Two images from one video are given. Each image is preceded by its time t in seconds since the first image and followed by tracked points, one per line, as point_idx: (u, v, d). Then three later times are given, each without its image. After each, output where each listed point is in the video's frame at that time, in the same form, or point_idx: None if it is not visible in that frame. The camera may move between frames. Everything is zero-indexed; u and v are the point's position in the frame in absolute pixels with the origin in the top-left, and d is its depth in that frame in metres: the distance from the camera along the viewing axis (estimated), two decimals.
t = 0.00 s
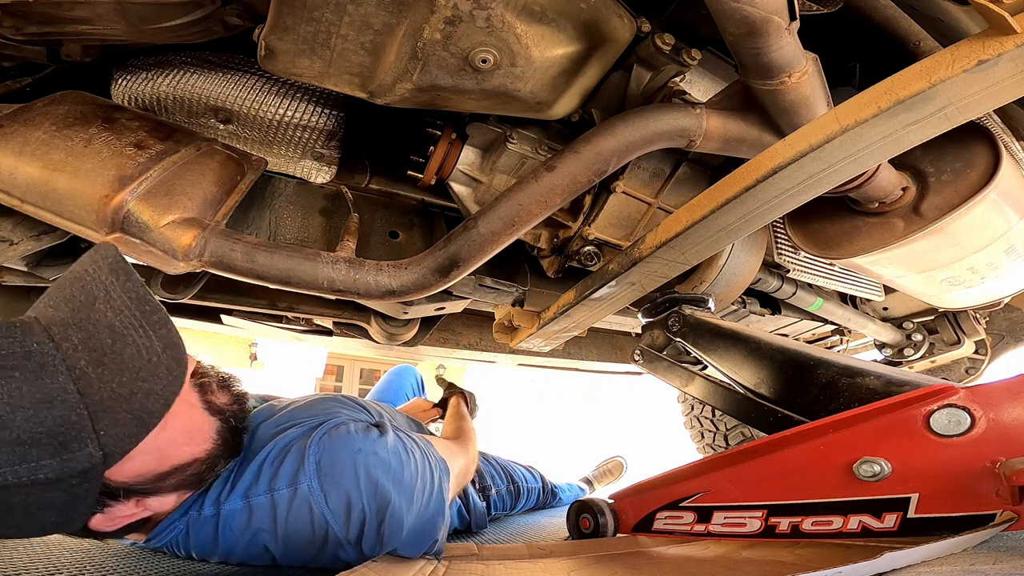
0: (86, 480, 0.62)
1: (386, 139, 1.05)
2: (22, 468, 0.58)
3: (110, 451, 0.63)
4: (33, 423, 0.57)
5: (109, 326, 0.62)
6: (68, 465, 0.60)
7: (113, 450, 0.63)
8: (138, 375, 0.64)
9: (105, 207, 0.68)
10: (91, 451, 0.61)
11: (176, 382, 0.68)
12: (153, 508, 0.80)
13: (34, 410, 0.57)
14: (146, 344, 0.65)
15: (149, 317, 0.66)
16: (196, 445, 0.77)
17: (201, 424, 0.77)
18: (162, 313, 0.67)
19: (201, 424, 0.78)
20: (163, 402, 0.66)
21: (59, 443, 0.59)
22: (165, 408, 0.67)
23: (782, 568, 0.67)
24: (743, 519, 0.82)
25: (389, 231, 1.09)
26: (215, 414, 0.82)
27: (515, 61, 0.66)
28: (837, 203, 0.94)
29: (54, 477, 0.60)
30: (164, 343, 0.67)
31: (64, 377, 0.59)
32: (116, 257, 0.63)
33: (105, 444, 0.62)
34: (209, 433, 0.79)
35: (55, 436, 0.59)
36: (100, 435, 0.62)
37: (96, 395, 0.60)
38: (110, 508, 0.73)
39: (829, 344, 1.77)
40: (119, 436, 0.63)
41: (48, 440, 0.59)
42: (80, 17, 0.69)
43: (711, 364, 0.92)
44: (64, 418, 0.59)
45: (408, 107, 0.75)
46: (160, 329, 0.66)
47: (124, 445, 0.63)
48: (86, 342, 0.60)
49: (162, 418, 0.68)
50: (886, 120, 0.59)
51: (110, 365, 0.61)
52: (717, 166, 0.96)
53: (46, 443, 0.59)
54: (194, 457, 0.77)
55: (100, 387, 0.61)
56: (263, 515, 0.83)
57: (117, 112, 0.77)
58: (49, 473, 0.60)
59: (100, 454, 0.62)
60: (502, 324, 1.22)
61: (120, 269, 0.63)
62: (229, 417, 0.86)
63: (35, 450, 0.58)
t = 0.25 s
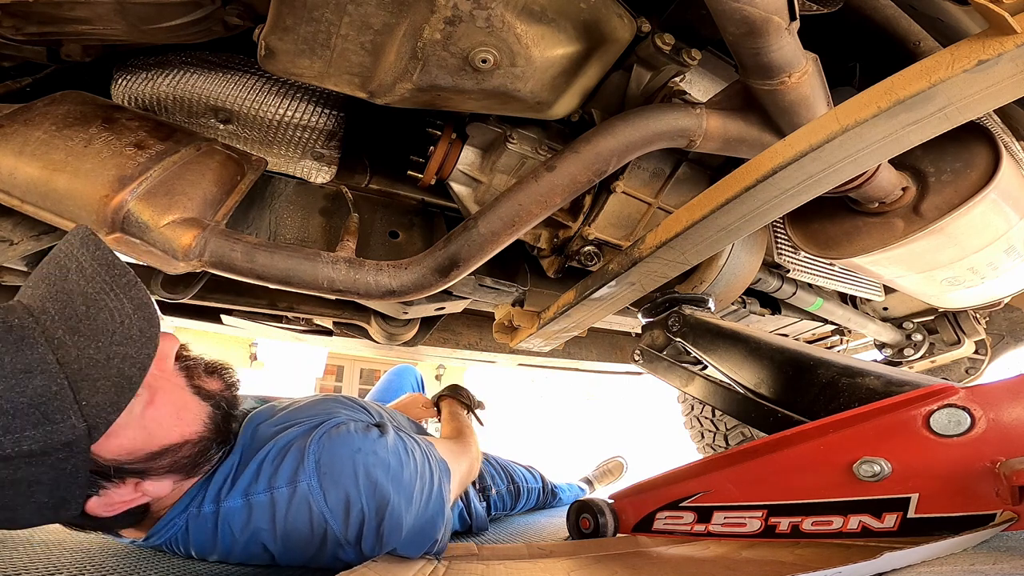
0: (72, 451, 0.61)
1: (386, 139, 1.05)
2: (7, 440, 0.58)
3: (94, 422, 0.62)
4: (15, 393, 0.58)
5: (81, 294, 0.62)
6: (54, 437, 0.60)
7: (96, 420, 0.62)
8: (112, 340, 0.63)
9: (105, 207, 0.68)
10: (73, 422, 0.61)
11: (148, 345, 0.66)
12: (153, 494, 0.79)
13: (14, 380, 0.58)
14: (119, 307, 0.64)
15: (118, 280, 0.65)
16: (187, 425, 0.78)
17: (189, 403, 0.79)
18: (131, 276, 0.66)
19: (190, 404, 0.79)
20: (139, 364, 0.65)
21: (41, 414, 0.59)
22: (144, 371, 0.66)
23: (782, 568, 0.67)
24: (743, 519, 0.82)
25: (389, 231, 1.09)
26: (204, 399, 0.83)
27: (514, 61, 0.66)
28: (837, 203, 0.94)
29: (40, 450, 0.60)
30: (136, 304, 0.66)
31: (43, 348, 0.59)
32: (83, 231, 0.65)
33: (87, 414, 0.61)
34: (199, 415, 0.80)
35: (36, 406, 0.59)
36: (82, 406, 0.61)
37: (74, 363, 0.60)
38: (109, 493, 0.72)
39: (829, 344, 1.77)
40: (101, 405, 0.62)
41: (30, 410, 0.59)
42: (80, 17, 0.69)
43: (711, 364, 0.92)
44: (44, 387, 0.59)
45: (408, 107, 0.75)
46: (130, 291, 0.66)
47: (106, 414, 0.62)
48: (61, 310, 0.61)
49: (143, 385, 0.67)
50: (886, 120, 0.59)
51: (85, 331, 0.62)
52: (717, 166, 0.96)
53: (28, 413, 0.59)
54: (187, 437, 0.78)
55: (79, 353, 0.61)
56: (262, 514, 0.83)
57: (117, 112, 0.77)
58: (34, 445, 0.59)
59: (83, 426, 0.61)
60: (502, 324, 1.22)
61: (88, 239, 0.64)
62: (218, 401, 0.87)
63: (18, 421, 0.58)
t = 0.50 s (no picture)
0: (77, 448, 0.61)
1: (387, 139, 1.05)
2: (13, 435, 0.57)
3: (102, 421, 0.62)
4: (26, 388, 0.57)
5: (98, 293, 0.63)
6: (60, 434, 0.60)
7: (104, 418, 0.61)
8: (126, 338, 0.63)
9: (105, 207, 0.68)
10: (82, 419, 0.60)
11: (161, 346, 0.66)
12: (151, 494, 0.79)
13: (27, 375, 0.57)
14: (135, 308, 0.65)
15: (136, 281, 0.66)
16: (190, 425, 0.78)
17: (194, 405, 0.79)
18: (150, 278, 0.67)
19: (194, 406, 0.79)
20: (151, 364, 0.65)
21: (50, 410, 0.59)
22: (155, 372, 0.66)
23: (782, 568, 0.67)
24: (743, 519, 0.82)
25: (389, 231, 1.09)
26: (209, 400, 0.83)
27: (515, 61, 0.66)
28: (837, 203, 0.94)
29: (46, 446, 0.59)
30: (152, 305, 0.66)
31: (57, 344, 0.59)
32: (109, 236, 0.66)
33: (95, 412, 0.61)
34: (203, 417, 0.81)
35: (47, 402, 0.58)
36: (92, 404, 0.61)
37: (87, 360, 0.60)
38: (108, 492, 0.72)
39: (829, 344, 1.77)
40: (110, 403, 0.62)
41: (40, 405, 0.58)
42: (80, 17, 0.69)
43: (711, 364, 0.92)
44: (55, 383, 0.59)
45: (408, 107, 0.75)
46: (147, 292, 0.66)
47: (115, 413, 0.62)
48: (76, 309, 0.62)
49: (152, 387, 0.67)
50: (886, 120, 0.59)
51: (99, 329, 0.62)
52: (717, 166, 0.96)
53: (37, 408, 0.58)
54: (190, 438, 0.78)
55: (93, 351, 0.61)
56: (262, 514, 0.83)
57: (117, 112, 0.77)
58: (41, 442, 0.59)
59: (90, 424, 0.61)
60: (502, 324, 1.22)
61: (110, 240, 0.65)
62: (223, 403, 0.87)
63: (27, 415, 0.58)
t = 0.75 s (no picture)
0: (83, 471, 0.62)
1: (387, 140, 1.05)
2: (22, 455, 0.58)
3: (112, 444, 0.63)
4: (41, 410, 0.58)
5: (129, 321, 0.63)
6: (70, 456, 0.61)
7: (114, 442, 0.63)
8: (148, 370, 0.64)
9: (105, 207, 0.68)
10: (93, 442, 0.62)
11: (183, 381, 0.67)
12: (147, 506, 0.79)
13: (45, 397, 0.58)
14: (162, 341, 0.65)
15: (168, 313, 0.66)
16: (198, 447, 0.77)
17: (203, 427, 0.78)
18: (182, 312, 0.67)
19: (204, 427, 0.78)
20: (170, 398, 0.65)
21: (63, 432, 0.60)
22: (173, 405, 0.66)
23: (782, 568, 0.67)
24: (743, 519, 0.82)
25: (389, 232, 1.09)
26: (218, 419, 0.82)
27: (515, 61, 0.66)
28: (837, 203, 0.94)
29: (54, 466, 0.60)
30: (180, 341, 0.67)
31: (78, 366, 0.60)
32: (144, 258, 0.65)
33: (107, 435, 0.62)
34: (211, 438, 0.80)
35: (60, 425, 0.60)
36: (104, 428, 0.62)
37: (107, 386, 0.62)
38: (103, 503, 0.73)
39: (829, 344, 1.77)
40: (123, 428, 0.63)
41: (53, 428, 0.59)
42: (80, 17, 0.69)
43: (711, 365, 0.92)
44: (72, 407, 0.60)
45: (408, 107, 0.75)
46: (177, 327, 0.67)
47: (127, 437, 0.63)
48: (105, 334, 0.62)
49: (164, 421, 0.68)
50: (886, 120, 0.59)
51: (124, 358, 0.63)
52: (717, 166, 0.96)
53: (50, 431, 0.59)
54: (195, 459, 0.77)
55: (113, 379, 0.62)
56: (262, 514, 0.83)
57: (117, 112, 0.77)
58: (49, 462, 0.60)
59: (100, 447, 0.62)
60: (502, 324, 1.22)
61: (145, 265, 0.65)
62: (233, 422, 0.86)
63: (39, 437, 0.59)
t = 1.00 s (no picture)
0: (79, 502, 0.64)
1: (386, 139, 1.05)
2: (19, 488, 0.60)
3: (109, 477, 0.66)
4: (38, 448, 0.60)
5: (133, 367, 0.65)
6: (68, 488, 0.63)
7: (111, 477, 0.65)
8: (150, 417, 0.66)
9: (105, 207, 0.68)
10: (90, 476, 0.64)
11: (186, 429, 0.68)
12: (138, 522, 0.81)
13: (43, 436, 0.61)
14: (166, 390, 0.66)
15: (174, 363, 0.67)
16: (195, 472, 0.78)
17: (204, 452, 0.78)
18: (189, 363, 0.68)
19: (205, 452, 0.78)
20: (171, 445, 0.67)
21: (60, 467, 0.62)
22: (174, 450, 0.68)
23: (782, 568, 0.67)
24: (743, 519, 0.82)
25: (389, 232, 1.09)
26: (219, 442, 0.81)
27: (515, 61, 0.66)
28: (837, 203, 0.94)
29: (50, 499, 0.62)
30: (185, 393, 0.67)
31: (80, 406, 0.63)
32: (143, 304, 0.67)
33: (105, 470, 0.65)
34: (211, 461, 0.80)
35: (58, 460, 0.62)
36: (102, 464, 0.64)
37: (107, 426, 0.64)
38: (95, 519, 0.74)
39: (829, 344, 1.77)
40: (120, 466, 0.65)
41: (50, 464, 0.61)
42: (80, 16, 0.69)
43: (711, 365, 0.92)
44: (69, 445, 0.62)
45: (408, 107, 0.75)
46: (183, 378, 0.67)
47: (123, 474, 0.66)
48: (108, 376, 0.64)
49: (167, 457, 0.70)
50: (886, 120, 0.59)
51: (126, 403, 0.64)
52: (717, 166, 0.96)
53: (48, 465, 0.61)
54: (190, 483, 0.78)
55: (113, 422, 0.64)
56: (262, 516, 0.83)
57: (117, 112, 0.77)
58: (45, 495, 0.62)
59: (98, 480, 0.65)
60: (502, 324, 1.22)
61: (149, 318, 0.66)
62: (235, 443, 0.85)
63: (36, 472, 0.61)
